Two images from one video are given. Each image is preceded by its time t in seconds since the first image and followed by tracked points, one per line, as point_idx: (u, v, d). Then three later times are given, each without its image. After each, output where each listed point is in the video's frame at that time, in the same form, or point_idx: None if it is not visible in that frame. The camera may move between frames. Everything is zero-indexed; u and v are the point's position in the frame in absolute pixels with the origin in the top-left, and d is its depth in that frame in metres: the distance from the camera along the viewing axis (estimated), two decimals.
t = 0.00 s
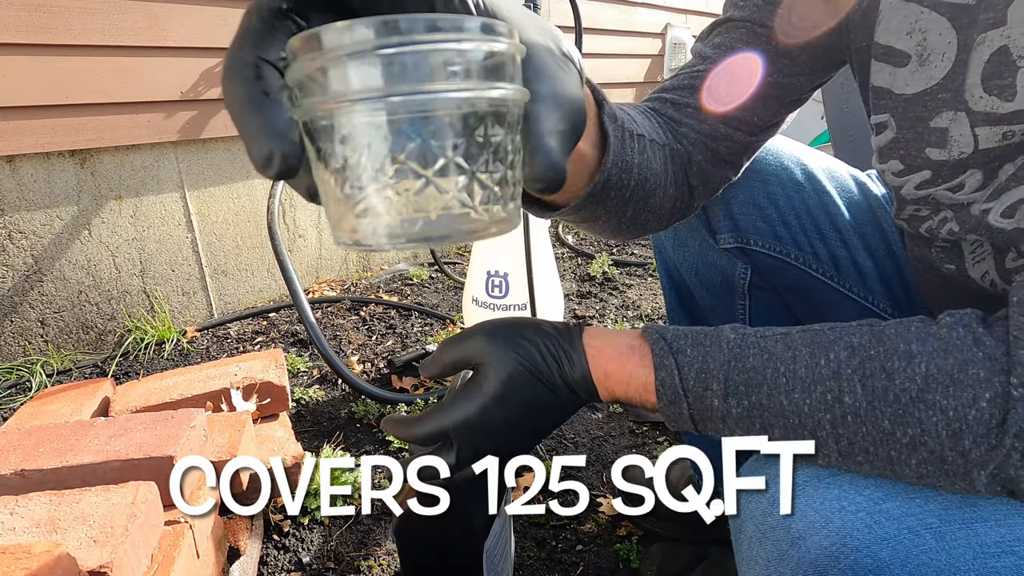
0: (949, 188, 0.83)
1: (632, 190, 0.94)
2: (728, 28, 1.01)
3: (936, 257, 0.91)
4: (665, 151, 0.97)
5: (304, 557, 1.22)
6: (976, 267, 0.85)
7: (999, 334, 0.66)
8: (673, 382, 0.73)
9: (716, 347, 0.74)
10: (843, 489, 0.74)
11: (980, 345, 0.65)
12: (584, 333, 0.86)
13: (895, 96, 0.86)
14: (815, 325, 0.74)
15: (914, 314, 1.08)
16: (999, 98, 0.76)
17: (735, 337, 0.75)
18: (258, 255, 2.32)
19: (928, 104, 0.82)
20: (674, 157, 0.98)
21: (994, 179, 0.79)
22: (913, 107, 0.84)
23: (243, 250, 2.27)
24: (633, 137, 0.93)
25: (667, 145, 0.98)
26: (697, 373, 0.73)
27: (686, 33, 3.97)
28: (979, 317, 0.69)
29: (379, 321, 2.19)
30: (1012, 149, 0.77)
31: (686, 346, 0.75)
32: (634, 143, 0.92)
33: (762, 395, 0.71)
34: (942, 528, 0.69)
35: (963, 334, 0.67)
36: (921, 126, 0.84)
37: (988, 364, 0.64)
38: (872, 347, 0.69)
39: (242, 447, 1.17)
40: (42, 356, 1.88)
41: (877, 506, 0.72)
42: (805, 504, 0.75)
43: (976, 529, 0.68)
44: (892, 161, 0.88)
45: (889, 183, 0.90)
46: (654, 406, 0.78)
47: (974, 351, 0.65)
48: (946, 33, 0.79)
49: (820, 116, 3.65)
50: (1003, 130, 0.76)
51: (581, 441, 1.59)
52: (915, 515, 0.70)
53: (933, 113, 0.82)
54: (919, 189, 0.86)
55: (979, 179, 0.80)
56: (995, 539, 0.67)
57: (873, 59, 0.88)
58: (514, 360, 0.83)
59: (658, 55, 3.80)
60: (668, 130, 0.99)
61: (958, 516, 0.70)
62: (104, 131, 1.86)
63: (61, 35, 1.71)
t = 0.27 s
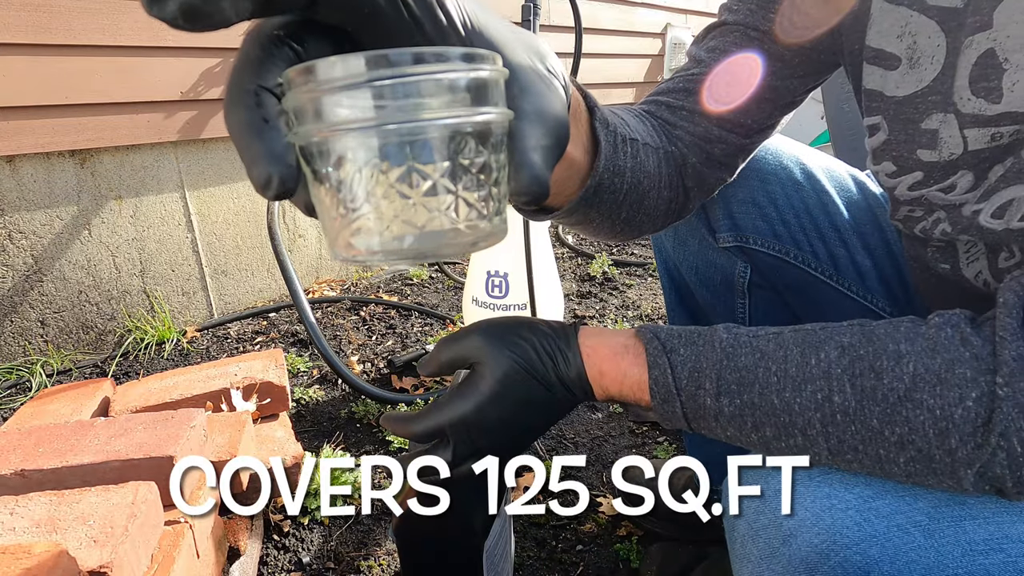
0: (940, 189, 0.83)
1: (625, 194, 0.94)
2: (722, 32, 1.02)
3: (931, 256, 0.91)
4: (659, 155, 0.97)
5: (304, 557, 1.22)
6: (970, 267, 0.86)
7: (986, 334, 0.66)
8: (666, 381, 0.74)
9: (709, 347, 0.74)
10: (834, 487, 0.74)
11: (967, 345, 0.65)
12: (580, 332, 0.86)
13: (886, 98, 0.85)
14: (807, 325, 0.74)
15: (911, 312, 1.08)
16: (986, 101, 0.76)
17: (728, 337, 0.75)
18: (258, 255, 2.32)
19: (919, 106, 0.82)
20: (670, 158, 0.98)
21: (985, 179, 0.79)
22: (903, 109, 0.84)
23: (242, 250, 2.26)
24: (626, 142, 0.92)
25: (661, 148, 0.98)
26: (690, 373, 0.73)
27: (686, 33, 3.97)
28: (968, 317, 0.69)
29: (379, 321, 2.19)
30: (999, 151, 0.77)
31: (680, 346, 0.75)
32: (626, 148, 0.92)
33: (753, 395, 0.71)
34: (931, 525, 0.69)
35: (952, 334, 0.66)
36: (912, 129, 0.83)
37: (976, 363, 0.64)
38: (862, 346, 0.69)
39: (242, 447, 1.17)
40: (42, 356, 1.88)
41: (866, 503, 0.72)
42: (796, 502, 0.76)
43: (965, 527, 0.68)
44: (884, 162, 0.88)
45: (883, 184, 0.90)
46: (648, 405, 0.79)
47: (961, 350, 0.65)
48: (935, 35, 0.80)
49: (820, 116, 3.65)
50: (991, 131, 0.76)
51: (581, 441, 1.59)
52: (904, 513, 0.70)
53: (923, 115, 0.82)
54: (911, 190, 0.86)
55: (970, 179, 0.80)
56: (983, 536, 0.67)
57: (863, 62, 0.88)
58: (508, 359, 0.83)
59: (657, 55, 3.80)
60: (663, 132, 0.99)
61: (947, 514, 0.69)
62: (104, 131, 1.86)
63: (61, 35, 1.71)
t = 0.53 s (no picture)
0: (935, 190, 0.82)
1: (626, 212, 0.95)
2: (718, 33, 1.02)
3: (928, 257, 0.91)
4: (660, 162, 0.97)
5: (305, 557, 1.22)
6: (965, 267, 0.85)
7: (977, 335, 0.65)
8: (661, 381, 0.74)
9: (704, 347, 0.74)
10: (827, 487, 0.75)
11: (958, 346, 0.64)
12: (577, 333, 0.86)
13: (881, 99, 0.83)
14: (801, 326, 0.74)
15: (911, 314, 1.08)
16: (979, 102, 0.75)
17: (723, 338, 0.75)
18: (258, 255, 2.34)
19: (913, 107, 0.80)
20: (670, 167, 0.99)
21: (980, 180, 0.77)
22: (898, 110, 0.82)
23: (243, 250, 2.30)
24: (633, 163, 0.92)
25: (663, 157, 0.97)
26: (684, 373, 0.73)
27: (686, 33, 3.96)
28: (960, 318, 0.68)
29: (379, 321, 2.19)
30: (993, 151, 0.76)
31: (674, 346, 0.75)
32: (631, 169, 0.92)
33: (747, 395, 0.71)
34: (923, 526, 0.69)
35: (943, 335, 0.66)
36: (907, 129, 0.81)
37: (966, 364, 0.63)
38: (855, 347, 0.68)
39: (242, 447, 1.17)
40: (42, 356, 1.88)
41: (859, 503, 0.72)
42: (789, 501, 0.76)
43: (957, 526, 0.68)
44: (879, 162, 0.86)
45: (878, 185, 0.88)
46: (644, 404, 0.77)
47: (952, 351, 0.64)
48: (929, 37, 0.77)
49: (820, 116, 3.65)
50: (984, 132, 0.75)
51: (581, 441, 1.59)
52: (897, 513, 0.70)
53: (917, 116, 0.80)
54: (906, 190, 0.85)
55: (964, 180, 0.79)
56: (975, 536, 0.67)
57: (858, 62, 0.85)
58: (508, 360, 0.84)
59: (657, 54, 3.80)
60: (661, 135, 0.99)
61: (938, 513, 0.70)
62: (104, 131, 1.85)
63: (60, 34, 1.70)
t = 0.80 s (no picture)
0: (927, 193, 0.81)
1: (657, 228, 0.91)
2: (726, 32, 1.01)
3: (924, 256, 0.90)
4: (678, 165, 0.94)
5: (304, 557, 1.22)
6: (960, 268, 0.85)
7: (963, 336, 0.62)
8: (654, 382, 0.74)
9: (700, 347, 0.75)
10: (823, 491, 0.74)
11: (945, 348, 0.62)
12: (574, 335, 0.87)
13: (874, 101, 0.81)
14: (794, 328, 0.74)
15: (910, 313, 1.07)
16: (969, 106, 0.73)
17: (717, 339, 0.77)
18: (258, 255, 2.35)
19: (907, 110, 0.79)
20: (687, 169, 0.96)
21: (970, 183, 0.76)
22: (892, 113, 0.80)
23: (243, 250, 2.30)
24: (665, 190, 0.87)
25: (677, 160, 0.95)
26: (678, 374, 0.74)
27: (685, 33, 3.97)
28: (949, 319, 0.66)
29: (379, 321, 2.19)
30: (984, 154, 0.75)
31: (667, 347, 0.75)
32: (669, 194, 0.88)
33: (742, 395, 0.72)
34: (912, 525, 0.70)
35: (930, 336, 0.64)
36: (900, 132, 0.80)
37: (953, 365, 0.60)
38: (844, 348, 0.68)
39: (242, 447, 1.17)
40: (42, 355, 1.89)
41: (852, 505, 0.73)
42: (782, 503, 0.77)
43: (947, 526, 0.68)
44: (873, 164, 0.85)
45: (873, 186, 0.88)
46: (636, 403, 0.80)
47: (939, 352, 0.62)
48: (923, 41, 0.76)
49: (820, 116, 3.65)
50: (975, 136, 0.74)
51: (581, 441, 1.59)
52: (887, 513, 0.71)
53: (911, 119, 0.79)
54: (899, 193, 0.84)
55: (956, 183, 0.77)
56: (964, 535, 0.67)
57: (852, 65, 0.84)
58: (500, 361, 0.84)
59: (657, 54, 3.80)
60: (658, 131, 0.99)
61: (928, 514, 0.69)
62: (104, 131, 1.85)
63: (60, 35, 1.70)
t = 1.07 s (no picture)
0: (924, 196, 0.82)
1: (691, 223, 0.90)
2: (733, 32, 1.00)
3: (923, 257, 0.91)
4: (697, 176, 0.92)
5: (304, 557, 1.22)
6: (958, 268, 0.85)
7: (955, 335, 0.65)
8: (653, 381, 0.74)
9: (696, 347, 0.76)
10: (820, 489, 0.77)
11: (937, 346, 0.65)
12: (566, 332, 0.92)
13: (872, 104, 0.83)
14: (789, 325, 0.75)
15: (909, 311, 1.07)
16: (964, 110, 0.74)
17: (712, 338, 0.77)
18: (258, 255, 2.35)
19: (905, 113, 0.80)
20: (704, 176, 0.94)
21: (966, 185, 0.77)
22: (891, 116, 0.81)
23: (243, 250, 2.30)
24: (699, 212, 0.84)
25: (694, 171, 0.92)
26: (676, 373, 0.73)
27: (685, 33, 3.96)
28: (941, 318, 0.69)
29: (379, 321, 2.19)
30: (979, 156, 0.75)
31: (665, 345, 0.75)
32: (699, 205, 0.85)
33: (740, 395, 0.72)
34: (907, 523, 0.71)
35: (923, 335, 0.66)
36: (899, 134, 0.81)
37: (944, 364, 0.63)
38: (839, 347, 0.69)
39: (242, 447, 1.17)
40: (42, 356, 1.89)
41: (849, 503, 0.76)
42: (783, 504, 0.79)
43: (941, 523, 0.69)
44: (871, 166, 0.87)
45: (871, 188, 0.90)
46: (632, 400, 0.86)
47: (930, 351, 0.64)
48: (919, 44, 0.77)
49: (820, 116, 3.65)
50: (971, 139, 0.74)
51: (581, 441, 1.60)
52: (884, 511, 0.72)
53: (909, 121, 0.80)
54: (896, 196, 0.85)
55: (951, 186, 0.78)
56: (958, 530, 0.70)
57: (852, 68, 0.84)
58: (498, 354, 0.88)
59: (657, 54, 3.80)
60: (670, 139, 0.95)
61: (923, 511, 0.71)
62: (104, 131, 1.85)
63: (60, 35, 1.70)
